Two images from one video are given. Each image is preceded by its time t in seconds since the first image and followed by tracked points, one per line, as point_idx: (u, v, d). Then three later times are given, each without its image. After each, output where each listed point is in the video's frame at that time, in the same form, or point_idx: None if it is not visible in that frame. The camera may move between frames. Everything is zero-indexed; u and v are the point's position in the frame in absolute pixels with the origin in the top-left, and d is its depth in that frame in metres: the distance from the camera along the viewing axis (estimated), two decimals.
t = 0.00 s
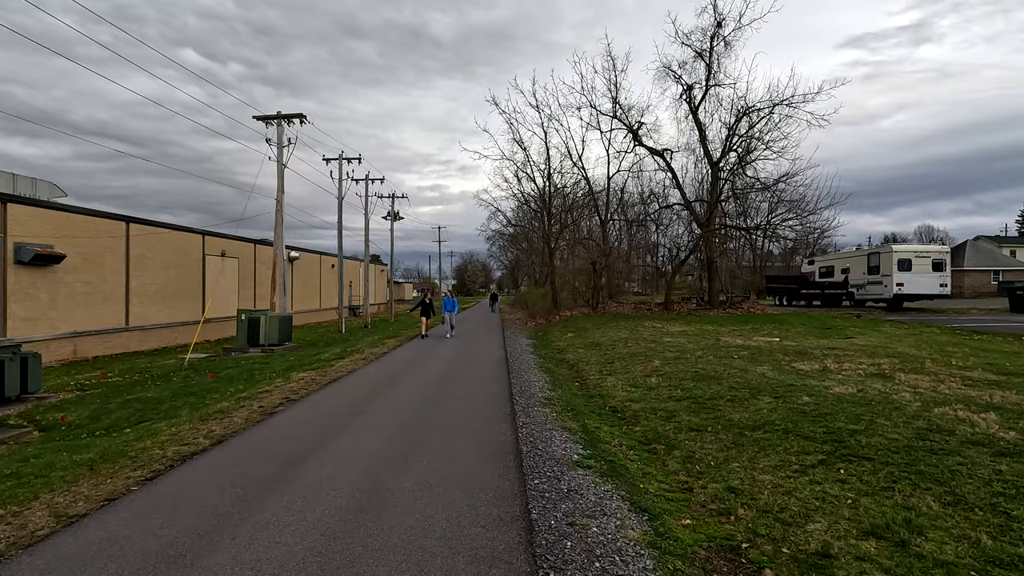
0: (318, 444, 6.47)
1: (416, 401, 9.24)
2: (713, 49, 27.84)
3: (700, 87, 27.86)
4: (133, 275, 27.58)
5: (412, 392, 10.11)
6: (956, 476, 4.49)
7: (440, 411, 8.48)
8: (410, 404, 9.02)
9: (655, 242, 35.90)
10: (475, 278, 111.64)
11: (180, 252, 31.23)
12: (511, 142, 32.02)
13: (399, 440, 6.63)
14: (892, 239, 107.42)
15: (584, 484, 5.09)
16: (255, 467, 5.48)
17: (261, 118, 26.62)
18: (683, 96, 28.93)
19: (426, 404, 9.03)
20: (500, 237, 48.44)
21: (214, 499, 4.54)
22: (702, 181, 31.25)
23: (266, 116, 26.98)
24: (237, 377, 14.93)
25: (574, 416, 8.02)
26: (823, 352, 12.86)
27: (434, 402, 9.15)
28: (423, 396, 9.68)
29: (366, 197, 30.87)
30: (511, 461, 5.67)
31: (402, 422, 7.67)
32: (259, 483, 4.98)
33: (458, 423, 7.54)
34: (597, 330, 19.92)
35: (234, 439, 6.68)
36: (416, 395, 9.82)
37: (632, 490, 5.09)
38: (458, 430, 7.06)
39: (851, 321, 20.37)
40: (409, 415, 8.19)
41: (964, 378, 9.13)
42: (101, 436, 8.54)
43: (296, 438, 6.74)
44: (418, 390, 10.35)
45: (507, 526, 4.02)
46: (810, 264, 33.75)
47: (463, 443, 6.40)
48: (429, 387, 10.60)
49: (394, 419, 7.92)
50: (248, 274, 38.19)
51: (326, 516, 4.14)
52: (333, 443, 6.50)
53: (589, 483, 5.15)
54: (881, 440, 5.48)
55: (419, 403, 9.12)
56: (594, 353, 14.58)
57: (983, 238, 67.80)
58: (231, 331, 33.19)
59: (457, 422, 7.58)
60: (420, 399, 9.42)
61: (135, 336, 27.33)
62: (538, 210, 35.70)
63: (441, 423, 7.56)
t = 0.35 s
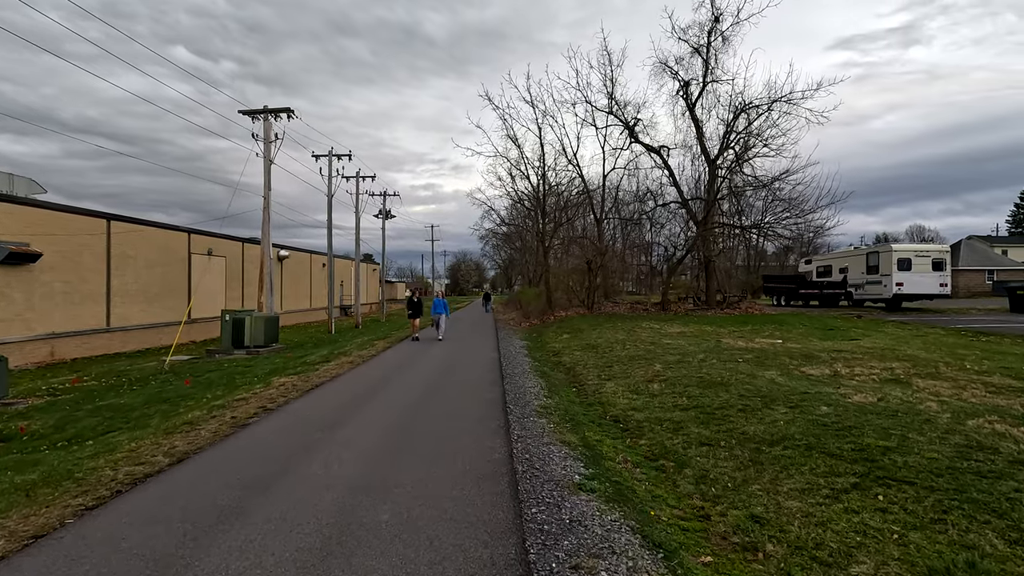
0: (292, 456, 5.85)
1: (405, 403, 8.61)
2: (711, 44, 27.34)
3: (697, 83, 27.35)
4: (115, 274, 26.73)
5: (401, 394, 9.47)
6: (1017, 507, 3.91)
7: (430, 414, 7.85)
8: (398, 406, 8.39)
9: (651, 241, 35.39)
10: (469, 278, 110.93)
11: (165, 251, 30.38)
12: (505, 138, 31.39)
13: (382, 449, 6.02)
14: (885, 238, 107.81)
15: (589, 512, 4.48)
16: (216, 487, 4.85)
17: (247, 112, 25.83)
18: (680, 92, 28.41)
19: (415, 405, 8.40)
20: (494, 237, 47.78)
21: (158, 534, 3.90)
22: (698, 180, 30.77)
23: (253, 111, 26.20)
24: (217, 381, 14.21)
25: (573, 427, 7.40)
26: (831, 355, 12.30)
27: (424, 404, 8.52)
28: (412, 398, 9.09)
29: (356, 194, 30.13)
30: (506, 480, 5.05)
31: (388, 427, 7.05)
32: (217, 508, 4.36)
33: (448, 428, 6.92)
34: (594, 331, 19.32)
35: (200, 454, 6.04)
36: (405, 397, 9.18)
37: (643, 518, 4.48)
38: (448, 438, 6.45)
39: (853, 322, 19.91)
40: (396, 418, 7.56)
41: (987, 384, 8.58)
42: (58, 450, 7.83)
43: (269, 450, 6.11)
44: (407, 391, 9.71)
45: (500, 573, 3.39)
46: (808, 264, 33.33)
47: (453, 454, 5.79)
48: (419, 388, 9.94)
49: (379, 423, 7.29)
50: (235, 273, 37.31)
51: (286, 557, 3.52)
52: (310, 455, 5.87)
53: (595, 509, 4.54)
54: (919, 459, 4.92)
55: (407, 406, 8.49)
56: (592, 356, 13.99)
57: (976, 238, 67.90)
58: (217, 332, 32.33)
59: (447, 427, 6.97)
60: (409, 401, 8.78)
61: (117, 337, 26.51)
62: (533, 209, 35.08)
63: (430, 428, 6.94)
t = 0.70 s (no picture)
0: (267, 469, 5.27)
1: (394, 407, 8.02)
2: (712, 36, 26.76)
3: (698, 75, 26.77)
4: (100, 270, 25.93)
5: (392, 397, 8.88)
6: None
7: (422, 419, 7.28)
8: (387, 411, 7.80)
9: (649, 237, 34.86)
10: (464, 274, 110.31)
11: (152, 247, 29.55)
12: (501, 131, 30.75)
13: (366, 462, 5.44)
14: (879, 236, 108.03)
15: (601, 544, 3.88)
16: (176, 510, 4.27)
17: (235, 103, 25.06)
18: (680, 84, 27.82)
19: (406, 410, 7.82)
20: (489, 233, 47.17)
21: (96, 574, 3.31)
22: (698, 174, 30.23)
23: (241, 102, 25.44)
24: (200, 382, 13.55)
25: (578, 436, 6.80)
26: (843, 355, 11.78)
27: (415, 408, 7.93)
28: (404, 401, 8.53)
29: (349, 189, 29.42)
30: (505, 502, 4.47)
31: (376, 435, 6.47)
32: (169, 539, 3.76)
33: (441, 437, 6.34)
34: (593, 329, 18.73)
35: (166, 468, 5.46)
36: (395, 400, 8.58)
37: (665, 550, 3.89)
38: (440, 449, 5.88)
39: (858, 320, 19.43)
40: (384, 424, 6.97)
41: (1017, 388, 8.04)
42: (15, 461, 7.15)
43: (241, 463, 5.50)
44: (397, 394, 9.10)
45: None
46: (808, 260, 32.92)
47: (445, 468, 5.22)
48: (410, 390, 9.33)
49: (365, 430, 6.69)
50: (225, 270, 36.48)
51: None
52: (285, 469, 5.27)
53: (609, 540, 3.94)
54: (970, 478, 4.37)
55: (398, 410, 7.91)
56: (593, 356, 13.40)
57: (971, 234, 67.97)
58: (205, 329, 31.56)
59: (440, 436, 6.39)
60: (398, 405, 8.19)
61: (102, 335, 25.79)
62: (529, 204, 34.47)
63: (421, 437, 6.36)
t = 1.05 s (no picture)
0: (233, 485, 4.74)
1: (378, 414, 7.39)
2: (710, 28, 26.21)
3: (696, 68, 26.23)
4: (81, 267, 25.11)
5: (379, 400, 8.33)
6: None
7: (408, 427, 6.67)
8: (370, 419, 7.17)
9: (645, 235, 34.35)
10: (458, 273, 109.54)
11: (136, 244, 28.73)
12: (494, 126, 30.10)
13: (343, 477, 4.86)
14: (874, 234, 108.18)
15: None
16: (118, 537, 3.73)
17: (220, 95, 24.28)
18: (678, 78, 27.26)
19: (391, 416, 7.20)
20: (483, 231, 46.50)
21: None
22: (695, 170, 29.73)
23: (227, 94, 24.67)
24: (179, 384, 12.87)
25: (578, 446, 6.21)
26: (853, 355, 11.24)
27: (401, 414, 7.32)
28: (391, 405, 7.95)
29: (339, 184, 28.69)
30: (496, 530, 3.85)
31: (355, 446, 5.85)
32: None
33: (427, 447, 5.74)
34: (590, 328, 18.15)
35: (121, 484, 4.92)
36: (380, 405, 7.98)
37: None
38: (427, 461, 5.31)
39: (861, 318, 18.97)
40: (365, 434, 6.35)
41: None
42: None
43: (202, 479, 4.91)
44: (383, 398, 8.47)
45: None
46: (806, 258, 32.50)
47: (429, 486, 4.61)
48: (398, 394, 8.72)
49: (346, 440, 6.10)
50: (213, 267, 35.64)
51: None
52: (250, 486, 4.68)
53: None
54: None
55: (385, 415, 7.36)
56: (590, 356, 12.81)
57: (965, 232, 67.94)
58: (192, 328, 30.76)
59: (428, 446, 5.82)
60: (383, 411, 7.57)
61: (84, 334, 25.03)
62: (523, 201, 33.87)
63: (404, 447, 5.74)
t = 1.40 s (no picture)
0: (199, 507, 4.19)
1: (369, 421, 6.83)
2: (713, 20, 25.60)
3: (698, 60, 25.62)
4: (65, 264, 24.33)
5: (370, 405, 7.77)
6: None
7: (398, 438, 6.06)
8: (360, 426, 6.61)
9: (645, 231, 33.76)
10: (455, 270, 108.73)
11: (124, 240, 27.94)
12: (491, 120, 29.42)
13: (324, 498, 4.30)
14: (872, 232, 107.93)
15: None
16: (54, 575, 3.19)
17: (209, 86, 23.50)
18: (679, 71, 26.63)
19: (382, 424, 6.63)
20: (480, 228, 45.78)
21: None
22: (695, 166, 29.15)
23: (216, 85, 23.90)
24: (159, 387, 12.20)
25: (585, 461, 5.57)
26: (871, 356, 10.65)
27: (393, 422, 6.74)
28: (382, 411, 7.39)
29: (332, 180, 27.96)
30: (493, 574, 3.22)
31: (340, 459, 5.29)
32: None
33: (419, 463, 5.17)
34: (591, 328, 17.51)
35: (73, 506, 4.36)
36: (371, 411, 7.42)
37: None
38: (419, 479, 4.74)
39: (869, 317, 18.43)
40: (352, 445, 5.78)
41: None
42: None
43: (166, 500, 4.37)
44: (374, 403, 7.89)
45: None
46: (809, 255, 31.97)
47: (416, 515, 3.98)
48: (391, 399, 8.15)
49: (328, 454, 5.48)
50: (203, 264, 34.85)
51: None
52: (210, 513, 4.06)
53: None
54: None
55: (376, 422, 6.80)
56: (592, 357, 12.18)
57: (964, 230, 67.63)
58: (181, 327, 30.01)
59: (420, 460, 5.25)
60: (374, 418, 6.96)
61: (69, 333, 24.29)
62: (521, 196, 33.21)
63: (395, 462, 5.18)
